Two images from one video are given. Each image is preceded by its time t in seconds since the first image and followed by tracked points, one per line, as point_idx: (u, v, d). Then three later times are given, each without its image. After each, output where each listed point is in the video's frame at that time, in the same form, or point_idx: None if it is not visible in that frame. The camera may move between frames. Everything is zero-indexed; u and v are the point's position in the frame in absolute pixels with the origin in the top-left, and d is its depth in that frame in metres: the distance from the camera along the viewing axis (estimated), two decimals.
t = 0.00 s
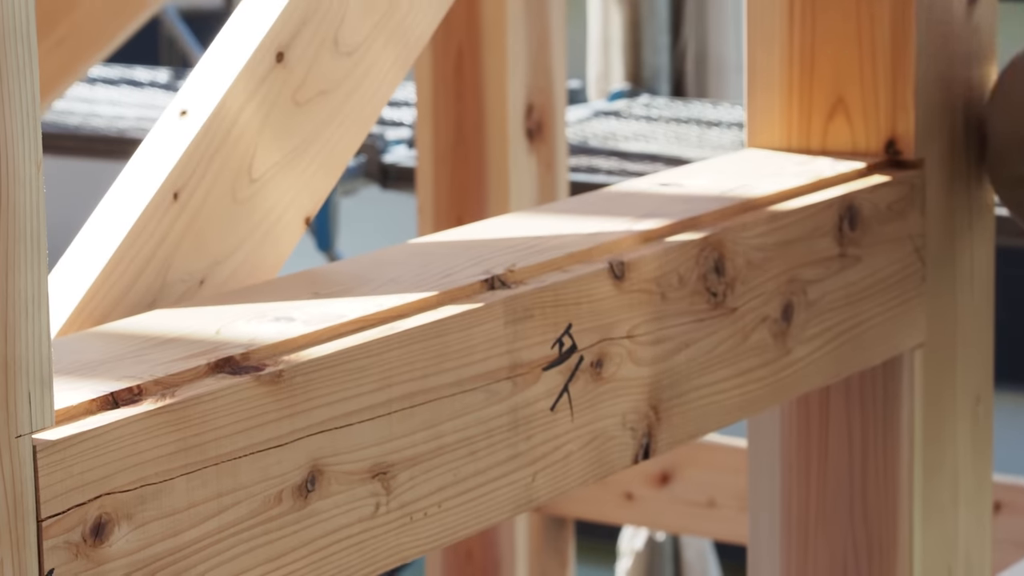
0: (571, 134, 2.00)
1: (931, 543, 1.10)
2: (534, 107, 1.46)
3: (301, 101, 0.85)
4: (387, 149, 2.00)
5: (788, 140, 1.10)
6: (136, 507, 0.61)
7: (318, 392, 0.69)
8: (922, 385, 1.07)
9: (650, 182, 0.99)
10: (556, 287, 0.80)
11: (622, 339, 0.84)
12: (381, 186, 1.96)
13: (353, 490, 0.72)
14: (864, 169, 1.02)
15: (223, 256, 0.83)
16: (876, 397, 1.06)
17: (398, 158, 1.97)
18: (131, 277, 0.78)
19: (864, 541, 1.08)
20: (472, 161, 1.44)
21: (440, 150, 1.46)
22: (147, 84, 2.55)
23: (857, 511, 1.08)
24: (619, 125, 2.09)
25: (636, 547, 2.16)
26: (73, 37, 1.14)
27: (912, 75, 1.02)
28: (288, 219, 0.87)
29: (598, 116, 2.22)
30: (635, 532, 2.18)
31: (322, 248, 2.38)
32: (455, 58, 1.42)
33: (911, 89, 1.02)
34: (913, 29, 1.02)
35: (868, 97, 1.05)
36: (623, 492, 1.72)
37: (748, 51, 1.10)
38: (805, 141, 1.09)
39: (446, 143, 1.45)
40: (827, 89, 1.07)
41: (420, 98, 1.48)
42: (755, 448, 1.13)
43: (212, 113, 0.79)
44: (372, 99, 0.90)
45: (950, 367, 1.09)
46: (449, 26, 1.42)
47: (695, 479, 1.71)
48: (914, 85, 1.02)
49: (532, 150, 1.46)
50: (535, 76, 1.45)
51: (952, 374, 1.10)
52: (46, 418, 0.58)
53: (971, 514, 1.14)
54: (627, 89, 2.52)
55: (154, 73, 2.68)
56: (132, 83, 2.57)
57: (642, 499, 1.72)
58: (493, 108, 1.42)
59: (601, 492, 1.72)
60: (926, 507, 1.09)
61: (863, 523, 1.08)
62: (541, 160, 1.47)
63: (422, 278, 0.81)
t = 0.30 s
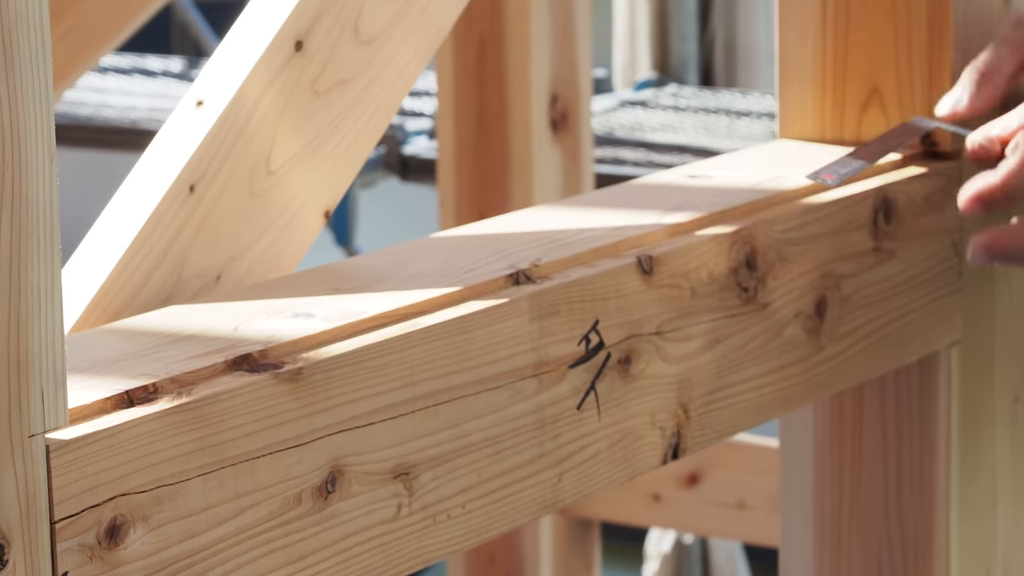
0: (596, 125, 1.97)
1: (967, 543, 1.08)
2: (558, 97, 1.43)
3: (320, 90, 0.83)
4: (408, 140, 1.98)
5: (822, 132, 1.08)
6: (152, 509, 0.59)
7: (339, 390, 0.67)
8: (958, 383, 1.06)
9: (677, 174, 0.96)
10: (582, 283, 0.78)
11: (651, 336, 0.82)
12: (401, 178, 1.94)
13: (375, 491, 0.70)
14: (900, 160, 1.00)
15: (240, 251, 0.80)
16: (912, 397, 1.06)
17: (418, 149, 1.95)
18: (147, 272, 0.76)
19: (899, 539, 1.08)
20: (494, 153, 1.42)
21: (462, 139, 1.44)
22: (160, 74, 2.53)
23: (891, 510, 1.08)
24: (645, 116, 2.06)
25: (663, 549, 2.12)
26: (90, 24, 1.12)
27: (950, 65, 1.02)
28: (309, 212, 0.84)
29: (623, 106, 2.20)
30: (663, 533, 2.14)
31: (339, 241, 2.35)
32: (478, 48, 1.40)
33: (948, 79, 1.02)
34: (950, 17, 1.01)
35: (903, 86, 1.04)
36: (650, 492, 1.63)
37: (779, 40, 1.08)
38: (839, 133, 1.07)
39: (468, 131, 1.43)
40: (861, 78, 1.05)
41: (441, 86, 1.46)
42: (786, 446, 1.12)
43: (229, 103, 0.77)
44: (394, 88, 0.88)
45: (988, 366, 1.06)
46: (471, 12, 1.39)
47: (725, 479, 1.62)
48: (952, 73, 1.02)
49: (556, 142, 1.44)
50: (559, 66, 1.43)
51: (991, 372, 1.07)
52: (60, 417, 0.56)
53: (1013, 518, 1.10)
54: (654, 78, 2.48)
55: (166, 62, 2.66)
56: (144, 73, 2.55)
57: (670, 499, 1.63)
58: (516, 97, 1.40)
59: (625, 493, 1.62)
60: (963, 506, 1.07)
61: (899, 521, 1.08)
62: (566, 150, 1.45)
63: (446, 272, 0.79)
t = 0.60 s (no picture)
0: (607, 122, 1.97)
1: (980, 540, 1.07)
2: (570, 93, 1.43)
3: (328, 86, 0.82)
4: (418, 138, 1.97)
5: (833, 127, 1.07)
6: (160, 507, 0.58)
7: (348, 388, 0.66)
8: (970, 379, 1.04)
9: (689, 171, 0.96)
10: (593, 280, 0.77)
11: (662, 333, 0.81)
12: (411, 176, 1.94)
13: (384, 489, 0.69)
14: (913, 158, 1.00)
15: (249, 248, 0.80)
16: (924, 394, 1.05)
17: (428, 146, 1.94)
18: (155, 269, 0.75)
19: (910, 538, 1.07)
20: (504, 149, 1.41)
21: (473, 136, 1.44)
22: (168, 71, 2.53)
23: (904, 509, 1.06)
24: (656, 112, 2.06)
25: (676, 549, 2.10)
26: (103, 18, 1.12)
27: (962, 60, 1.01)
28: (318, 208, 0.84)
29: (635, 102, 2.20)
30: (676, 533, 2.11)
31: (349, 239, 2.34)
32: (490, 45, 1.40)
33: (961, 74, 1.01)
34: (962, 12, 1.00)
35: (916, 82, 1.03)
36: (662, 492, 1.61)
37: (791, 36, 1.07)
38: (850, 128, 1.07)
39: (479, 128, 1.43)
40: (872, 75, 1.04)
41: (452, 82, 1.46)
42: (801, 448, 1.11)
43: (238, 98, 0.77)
44: (404, 82, 0.88)
45: (1001, 362, 1.05)
46: (482, 8, 1.39)
47: (738, 479, 1.62)
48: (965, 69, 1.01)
49: (568, 139, 1.43)
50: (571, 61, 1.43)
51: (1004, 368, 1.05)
52: (68, 415, 0.55)
53: None
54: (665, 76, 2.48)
55: (175, 59, 2.66)
56: (153, 70, 2.55)
57: (682, 499, 1.62)
58: (527, 94, 1.39)
59: (638, 493, 1.61)
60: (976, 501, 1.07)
61: (910, 519, 1.07)
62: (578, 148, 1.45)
63: (456, 270, 0.78)
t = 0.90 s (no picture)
0: (613, 121, 1.97)
1: (989, 541, 1.07)
2: (575, 91, 1.42)
3: (331, 85, 0.81)
4: (422, 137, 1.96)
5: (840, 125, 1.07)
6: (161, 508, 0.58)
7: (351, 388, 0.66)
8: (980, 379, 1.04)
9: (695, 169, 0.95)
10: (598, 279, 0.76)
11: (668, 333, 0.80)
12: (415, 174, 1.93)
13: (388, 491, 0.68)
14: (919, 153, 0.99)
15: (251, 247, 0.79)
16: (932, 393, 1.04)
17: (432, 145, 1.93)
18: (157, 269, 0.75)
19: (918, 538, 1.06)
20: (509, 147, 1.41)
21: (477, 134, 1.43)
22: (170, 69, 2.52)
23: (912, 509, 1.06)
24: (662, 110, 2.05)
25: (681, 551, 2.10)
26: (104, 16, 1.11)
27: (970, 61, 1.01)
28: (321, 206, 0.83)
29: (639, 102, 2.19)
30: (682, 534, 2.11)
31: (352, 239, 2.33)
32: (494, 42, 1.39)
33: (970, 74, 1.01)
34: (970, 13, 1.00)
35: (924, 78, 1.02)
36: (668, 493, 1.62)
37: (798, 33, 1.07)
38: (857, 125, 1.06)
39: (483, 127, 1.42)
40: (880, 71, 1.04)
41: (457, 80, 1.45)
42: (806, 446, 1.10)
43: (240, 96, 0.76)
44: (408, 81, 0.87)
45: (1008, 361, 1.04)
46: (487, 4, 1.38)
47: (745, 479, 1.61)
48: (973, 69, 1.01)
49: (572, 138, 1.43)
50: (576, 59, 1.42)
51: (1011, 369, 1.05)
52: (68, 416, 0.55)
53: None
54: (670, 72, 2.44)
55: (178, 58, 2.65)
56: (155, 68, 2.54)
57: (688, 500, 1.62)
58: (532, 92, 1.39)
59: (644, 494, 1.62)
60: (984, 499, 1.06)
61: (918, 519, 1.06)
62: (583, 146, 1.44)
63: (460, 269, 0.77)
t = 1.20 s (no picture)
0: (617, 119, 1.97)
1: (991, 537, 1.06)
2: (578, 89, 1.42)
3: (335, 82, 0.81)
4: (426, 135, 1.97)
5: (845, 124, 1.07)
6: (165, 506, 0.57)
7: (355, 386, 0.66)
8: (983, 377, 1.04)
9: (699, 167, 0.95)
10: (603, 277, 0.76)
11: (672, 331, 0.80)
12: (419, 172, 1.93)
13: (392, 488, 0.68)
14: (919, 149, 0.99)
15: (255, 244, 0.79)
16: (936, 390, 1.04)
17: (435, 143, 1.94)
18: (161, 266, 0.75)
19: (922, 538, 1.06)
20: (512, 143, 1.41)
21: (482, 132, 1.43)
22: (174, 66, 2.52)
23: (915, 507, 1.06)
24: (666, 108, 2.04)
25: (686, 549, 2.10)
26: (110, 12, 1.12)
27: (974, 59, 1.01)
28: (325, 204, 0.83)
29: (644, 99, 2.20)
30: (686, 532, 2.10)
31: (356, 237, 2.33)
32: (498, 39, 1.39)
33: (974, 73, 1.01)
34: (974, 12, 1.00)
35: (928, 78, 1.02)
36: (672, 491, 1.60)
37: (803, 34, 1.07)
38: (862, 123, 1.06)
39: (488, 124, 1.42)
40: (884, 69, 1.03)
41: (461, 78, 1.45)
42: (810, 443, 1.11)
43: (244, 93, 0.76)
44: (412, 79, 0.87)
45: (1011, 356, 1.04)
46: (491, 3, 1.38)
47: (748, 477, 1.60)
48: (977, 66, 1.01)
49: (577, 135, 1.42)
50: (580, 56, 1.42)
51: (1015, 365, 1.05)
52: (72, 414, 0.55)
53: None
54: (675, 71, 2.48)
55: (181, 55, 2.65)
56: (159, 66, 2.54)
57: (692, 498, 1.60)
58: (537, 91, 1.38)
59: (647, 493, 1.60)
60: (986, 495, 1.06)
61: (922, 519, 1.05)
62: (586, 144, 1.43)
63: (464, 267, 0.77)
